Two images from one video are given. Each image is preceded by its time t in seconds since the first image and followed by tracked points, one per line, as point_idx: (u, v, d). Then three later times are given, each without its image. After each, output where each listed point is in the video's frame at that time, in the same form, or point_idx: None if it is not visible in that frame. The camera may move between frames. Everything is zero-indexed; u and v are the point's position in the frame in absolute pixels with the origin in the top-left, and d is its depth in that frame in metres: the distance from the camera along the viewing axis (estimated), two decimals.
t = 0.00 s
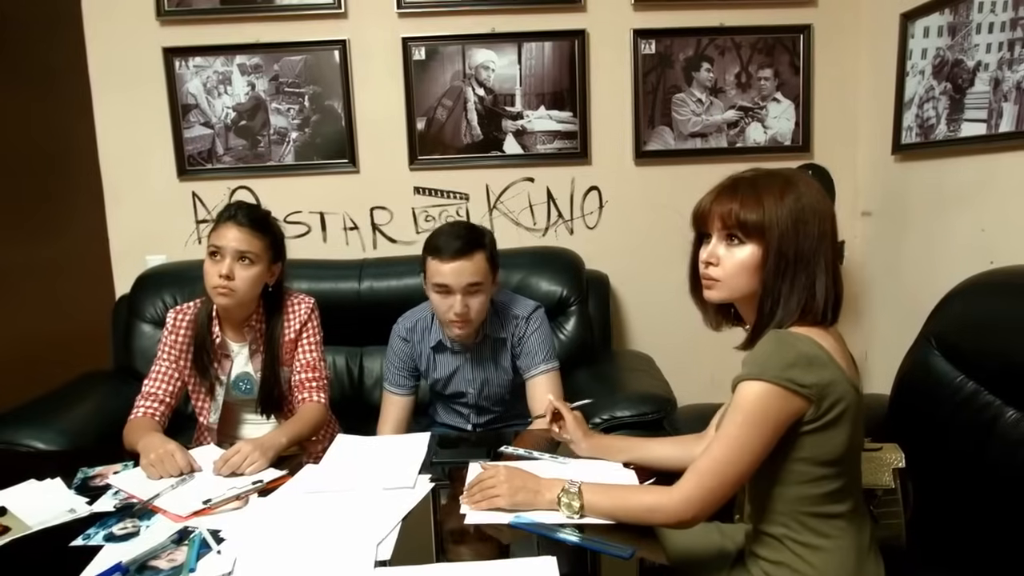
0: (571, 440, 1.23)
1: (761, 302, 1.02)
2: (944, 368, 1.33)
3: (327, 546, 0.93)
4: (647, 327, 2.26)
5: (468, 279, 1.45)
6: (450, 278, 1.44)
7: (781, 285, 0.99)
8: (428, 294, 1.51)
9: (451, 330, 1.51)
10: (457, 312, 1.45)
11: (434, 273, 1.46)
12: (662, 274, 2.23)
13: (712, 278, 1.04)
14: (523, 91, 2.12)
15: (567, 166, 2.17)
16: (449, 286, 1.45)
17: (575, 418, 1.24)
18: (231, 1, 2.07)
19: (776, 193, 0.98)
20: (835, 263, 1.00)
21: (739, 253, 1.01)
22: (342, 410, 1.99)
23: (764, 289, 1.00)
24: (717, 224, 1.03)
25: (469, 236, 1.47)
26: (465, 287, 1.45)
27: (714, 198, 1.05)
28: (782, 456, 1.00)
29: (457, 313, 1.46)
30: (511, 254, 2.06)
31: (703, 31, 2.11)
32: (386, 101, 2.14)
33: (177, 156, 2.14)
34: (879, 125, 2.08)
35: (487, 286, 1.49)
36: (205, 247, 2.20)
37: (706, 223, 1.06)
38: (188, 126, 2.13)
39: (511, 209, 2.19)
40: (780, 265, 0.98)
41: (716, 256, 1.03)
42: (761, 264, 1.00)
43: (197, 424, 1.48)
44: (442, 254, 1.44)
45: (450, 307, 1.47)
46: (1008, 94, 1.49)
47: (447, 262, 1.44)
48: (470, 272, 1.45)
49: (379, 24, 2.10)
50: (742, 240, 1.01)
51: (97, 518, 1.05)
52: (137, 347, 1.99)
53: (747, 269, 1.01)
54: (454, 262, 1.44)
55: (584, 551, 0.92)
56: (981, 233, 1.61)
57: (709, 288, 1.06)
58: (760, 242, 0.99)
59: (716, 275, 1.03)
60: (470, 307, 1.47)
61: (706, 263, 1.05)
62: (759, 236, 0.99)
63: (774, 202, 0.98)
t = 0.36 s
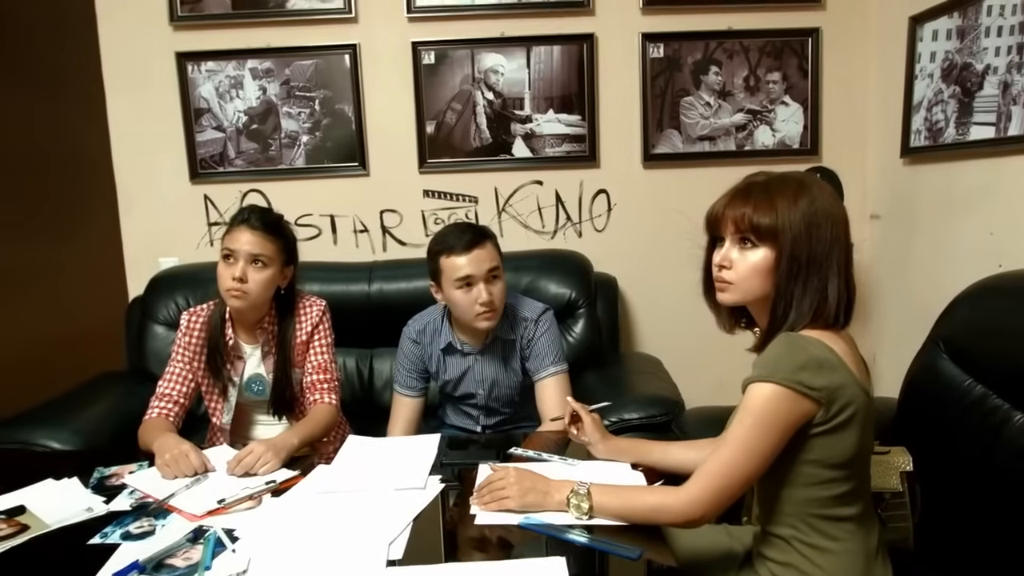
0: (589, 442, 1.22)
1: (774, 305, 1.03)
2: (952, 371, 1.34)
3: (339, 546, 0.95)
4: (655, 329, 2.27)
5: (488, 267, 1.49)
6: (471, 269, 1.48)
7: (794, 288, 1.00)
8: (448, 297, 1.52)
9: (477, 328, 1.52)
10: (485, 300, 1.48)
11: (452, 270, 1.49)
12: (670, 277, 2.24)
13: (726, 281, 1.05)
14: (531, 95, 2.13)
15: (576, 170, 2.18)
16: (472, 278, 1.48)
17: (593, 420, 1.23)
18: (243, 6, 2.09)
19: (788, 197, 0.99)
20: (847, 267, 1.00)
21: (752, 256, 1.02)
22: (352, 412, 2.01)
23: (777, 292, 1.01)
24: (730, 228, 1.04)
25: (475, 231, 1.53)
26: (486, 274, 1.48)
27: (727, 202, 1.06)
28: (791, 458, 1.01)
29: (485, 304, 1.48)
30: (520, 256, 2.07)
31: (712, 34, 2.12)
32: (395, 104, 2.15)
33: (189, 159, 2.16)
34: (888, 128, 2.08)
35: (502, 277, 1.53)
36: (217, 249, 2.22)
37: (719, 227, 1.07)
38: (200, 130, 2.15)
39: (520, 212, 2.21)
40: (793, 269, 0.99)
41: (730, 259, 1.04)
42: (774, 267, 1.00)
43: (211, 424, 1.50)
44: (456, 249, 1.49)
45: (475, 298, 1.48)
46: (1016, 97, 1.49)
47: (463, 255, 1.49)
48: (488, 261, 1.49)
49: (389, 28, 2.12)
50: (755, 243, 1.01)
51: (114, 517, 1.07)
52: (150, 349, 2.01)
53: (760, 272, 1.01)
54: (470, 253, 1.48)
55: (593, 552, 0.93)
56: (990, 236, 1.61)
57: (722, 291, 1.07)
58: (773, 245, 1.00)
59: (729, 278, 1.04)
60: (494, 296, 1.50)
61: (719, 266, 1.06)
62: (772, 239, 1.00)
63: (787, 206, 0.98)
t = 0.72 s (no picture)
0: (603, 449, 1.24)
1: (789, 314, 1.05)
2: (965, 380, 1.35)
3: (362, 545, 0.98)
4: (670, 336, 2.28)
5: (505, 270, 1.52)
6: (488, 272, 1.51)
7: (807, 298, 1.02)
8: (466, 302, 1.55)
9: (495, 331, 1.55)
10: (502, 303, 1.50)
11: (469, 274, 1.52)
12: (685, 284, 2.26)
13: (741, 291, 1.07)
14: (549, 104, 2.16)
15: (592, 178, 2.21)
16: (490, 281, 1.51)
17: (609, 428, 1.25)
18: (266, 17, 2.14)
19: (801, 208, 1.02)
20: (860, 275, 1.02)
21: (766, 267, 1.04)
22: (371, 415, 2.05)
23: (791, 302, 1.03)
24: (745, 239, 1.06)
25: (492, 235, 1.56)
26: (503, 277, 1.51)
27: (741, 214, 1.08)
28: (804, 464, 1.03)
29: (503, 306, 1.51)
30: (536, 263, 2.10)
31: (728, 44, 2.14)
32: (415, 113, 2.19)
33: (214, 166, 2.21)
34: (904, 137, 2.09)
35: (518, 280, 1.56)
36: (239, 255, 2.27)
37: (734, 238, 1.09)
38: (224, 138, 2.20)
39: (537, 219, 2.24)
40: (806, 278, 1.01)
41: (744, 270, 1.07)
42: (788, 278, 1.03)
43: (235, 426, 1.54)
44: (473, 253, 1.52)
45: (493, 302, 1.51)
46: None
47: (480, 259, 1.52)
48: (504, 264, 1.52)
49: (409, 38, 2.16)
50: (768, 254, 1.04)
51: (145, 514, 1.11)
52: (174, 352, 2.06)
53: (774, 282, 1.04)
54: (487, 257, 1.52)
55: (607, 554, 0.95)
56: (1005, 245, 1.62)
57: (738, 301, 1.09)
58: (787, 256, 1.02)
59: (744, 288, 1.07)
60: (511, 299, 1.52)
61: (734, 277, 1.08)
62: (785, 250, 1.02)
63: (800, 217, 1.01)
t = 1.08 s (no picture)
0: (621, 456, 1.27)
1: (804, 328, 1.08)
2: (981, 395, 1.36)
3: (386, 544, 1.02)
4: (688, 346, 2.31)
5: (523, 279, 1.56)
6: (506, 280, 1.55)
7: (822, 311, 1.05)
8: (486, 309, 1.59)
9: (513, 339, 1.58)
10: (519, 311, 1.54)
11: (488, 282, 1.56)
12: (703, 294, 2.28)
13: (758, 306, 1.10)
14: (570, 117, 2.20)
15: (612, 189, 2.24)
16: (506, 289, 1.55)
17: (626, 435, 1.29)
18: (296, 31, 2.20)
19: (813, 224, 1.04)
20: (873, 288, 1.05)
21: (781, 282, 1.07)
22: (393, 420, 2.10)
23: (806, 316, 1.06)
24: (760, 255, 1.09)
25: (513, 245, 1.60)
26: (521, 286, 1.55)
27: (755, 230, 1.11)
28: (817, 473, 1.06)
29: (519, 314, 1.54)
30: (556, 272, 2.13)
31: (748, 58, 2.17)
32: (439, 125, 2.24)
33: (244, 176, 2.28)
34: (923, 150, 2.10)
35: (537, 290, 1.59)
36: (267, 262, 2.33)
37: (749, 255, 1.12)
38: (254, 148, 2.27)
39: (557, 229, 2.27)
40: (820, 293, 1.04)
41: (760, 286, 1.10)
42: (803, 292, 1.05)
43: (262, 428, 1.60)
44: (493, 262, 1.57)
45: (510, 309, 1.55)
46: None
47: (499, 267, 1.56)
48: (523, 273, 1.56)
49: (434, 52, 2.22)
50: (783, 270, 1.07)
51: (179, 511, 1.16)
52: (204, 356, 2.12)
53: (790, 297, 1.06)
54: (506, 266, 1.56)
55: (623, 557, 0.98)
56: None
57: (756, 316, 1.12)
58: (801, 271, 1.05)
59: (761, 304, 1.10)
60: (528, 308, 1.56)
61: (751, 292, 1.11)
62: (799, 265, 1.05)
63: (812, 233, 1.04)
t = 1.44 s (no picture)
0: (647, 466, 1.30)
1: (829, 343, 1.10)
2: (1009, 412, 1.36)
3: (419, 546, 1.06)
4: (715, 359, 2.32)
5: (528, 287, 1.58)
6: (513, 286, 1.60)
7: (846, 328, 1.07)
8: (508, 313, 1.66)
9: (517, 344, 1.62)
10: (516, 316, 1.58)
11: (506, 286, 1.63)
12: (731, 307, 2.30)
13: (784, 322, 1.13)
14: (599, 132, 2.24)
15: (640, 203, 2.27)
16: (512, 292, 1.60)
17: (652, 446, 1.31)
18: (334, 49, 2.28)
19: (837, 242, 1.07)
20: (898, 304, 1.07)
21: (807, 299, 1.09)
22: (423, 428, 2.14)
23: (831, 332, 1.09)
24: (785, 273, 1.12)
25: (541, 260, 1.62)
26: (523, 293, 1.58)
27: (781, 248, 1.14)
28: (840, 485, 1.08)
29: (516, 317, 1.58)
30: (584, 285, 2.17)
31: (777, 74, 2.19)
32: (471, 140, 2.30)
33: (282, 188, 2.36)
34: (954, 166, 2.10)
35: (549, 302, 1.59)
36: (303, 271, 2.41)
37: (774, 272, 1.15)
38: (292, 161, 2.35)
39: (586, 242, 2.31)
40: (845, 309, 1.06)
41: (786, 303, 1.12)
42: (827, 309, 1.08)
43: (299, 433, 1.65)
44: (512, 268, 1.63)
45: (512, 314, 1.60)
46: None
47: (513, 273, 1.61)
48: (529, 282, 1.58)
49: (467, 69, 2.27)
50: (808, 287, 1.09)
51: (223, 511, 1.22)
52: (242, 363, 2.19)
53: (815, 313, 1.09)
54: (517, 273, 1.60)
55: (648, 564, 1.01)
56: None
57: (782, 332, 1.14)
58: (825, 288, 1.07)
59: (787, 320, 1.12)
60: (529, 315, 1.58)
61: (777, 309, 1.14)
62: (823, 282, 1.07)
63: (836, 250, 1.06)
